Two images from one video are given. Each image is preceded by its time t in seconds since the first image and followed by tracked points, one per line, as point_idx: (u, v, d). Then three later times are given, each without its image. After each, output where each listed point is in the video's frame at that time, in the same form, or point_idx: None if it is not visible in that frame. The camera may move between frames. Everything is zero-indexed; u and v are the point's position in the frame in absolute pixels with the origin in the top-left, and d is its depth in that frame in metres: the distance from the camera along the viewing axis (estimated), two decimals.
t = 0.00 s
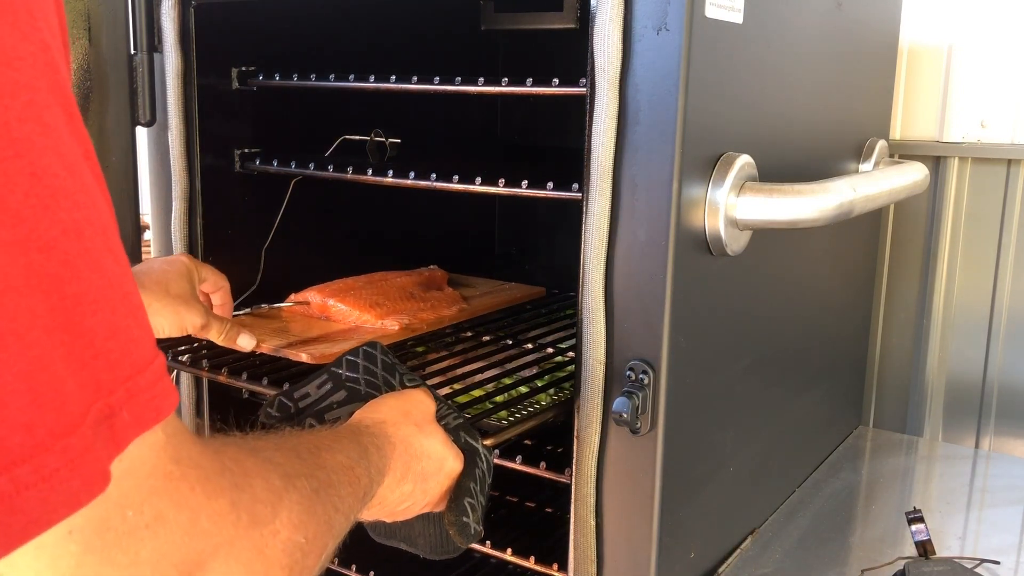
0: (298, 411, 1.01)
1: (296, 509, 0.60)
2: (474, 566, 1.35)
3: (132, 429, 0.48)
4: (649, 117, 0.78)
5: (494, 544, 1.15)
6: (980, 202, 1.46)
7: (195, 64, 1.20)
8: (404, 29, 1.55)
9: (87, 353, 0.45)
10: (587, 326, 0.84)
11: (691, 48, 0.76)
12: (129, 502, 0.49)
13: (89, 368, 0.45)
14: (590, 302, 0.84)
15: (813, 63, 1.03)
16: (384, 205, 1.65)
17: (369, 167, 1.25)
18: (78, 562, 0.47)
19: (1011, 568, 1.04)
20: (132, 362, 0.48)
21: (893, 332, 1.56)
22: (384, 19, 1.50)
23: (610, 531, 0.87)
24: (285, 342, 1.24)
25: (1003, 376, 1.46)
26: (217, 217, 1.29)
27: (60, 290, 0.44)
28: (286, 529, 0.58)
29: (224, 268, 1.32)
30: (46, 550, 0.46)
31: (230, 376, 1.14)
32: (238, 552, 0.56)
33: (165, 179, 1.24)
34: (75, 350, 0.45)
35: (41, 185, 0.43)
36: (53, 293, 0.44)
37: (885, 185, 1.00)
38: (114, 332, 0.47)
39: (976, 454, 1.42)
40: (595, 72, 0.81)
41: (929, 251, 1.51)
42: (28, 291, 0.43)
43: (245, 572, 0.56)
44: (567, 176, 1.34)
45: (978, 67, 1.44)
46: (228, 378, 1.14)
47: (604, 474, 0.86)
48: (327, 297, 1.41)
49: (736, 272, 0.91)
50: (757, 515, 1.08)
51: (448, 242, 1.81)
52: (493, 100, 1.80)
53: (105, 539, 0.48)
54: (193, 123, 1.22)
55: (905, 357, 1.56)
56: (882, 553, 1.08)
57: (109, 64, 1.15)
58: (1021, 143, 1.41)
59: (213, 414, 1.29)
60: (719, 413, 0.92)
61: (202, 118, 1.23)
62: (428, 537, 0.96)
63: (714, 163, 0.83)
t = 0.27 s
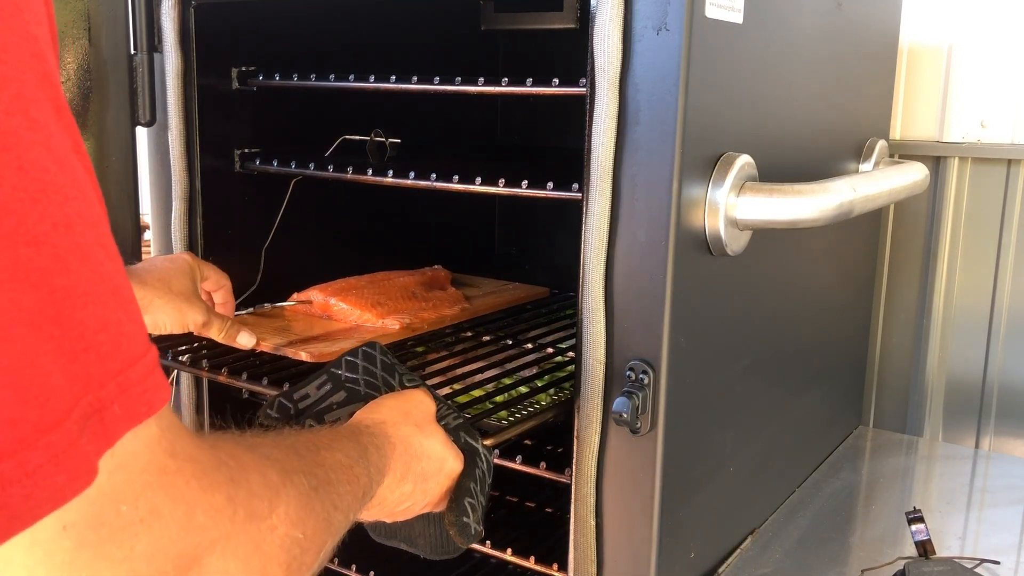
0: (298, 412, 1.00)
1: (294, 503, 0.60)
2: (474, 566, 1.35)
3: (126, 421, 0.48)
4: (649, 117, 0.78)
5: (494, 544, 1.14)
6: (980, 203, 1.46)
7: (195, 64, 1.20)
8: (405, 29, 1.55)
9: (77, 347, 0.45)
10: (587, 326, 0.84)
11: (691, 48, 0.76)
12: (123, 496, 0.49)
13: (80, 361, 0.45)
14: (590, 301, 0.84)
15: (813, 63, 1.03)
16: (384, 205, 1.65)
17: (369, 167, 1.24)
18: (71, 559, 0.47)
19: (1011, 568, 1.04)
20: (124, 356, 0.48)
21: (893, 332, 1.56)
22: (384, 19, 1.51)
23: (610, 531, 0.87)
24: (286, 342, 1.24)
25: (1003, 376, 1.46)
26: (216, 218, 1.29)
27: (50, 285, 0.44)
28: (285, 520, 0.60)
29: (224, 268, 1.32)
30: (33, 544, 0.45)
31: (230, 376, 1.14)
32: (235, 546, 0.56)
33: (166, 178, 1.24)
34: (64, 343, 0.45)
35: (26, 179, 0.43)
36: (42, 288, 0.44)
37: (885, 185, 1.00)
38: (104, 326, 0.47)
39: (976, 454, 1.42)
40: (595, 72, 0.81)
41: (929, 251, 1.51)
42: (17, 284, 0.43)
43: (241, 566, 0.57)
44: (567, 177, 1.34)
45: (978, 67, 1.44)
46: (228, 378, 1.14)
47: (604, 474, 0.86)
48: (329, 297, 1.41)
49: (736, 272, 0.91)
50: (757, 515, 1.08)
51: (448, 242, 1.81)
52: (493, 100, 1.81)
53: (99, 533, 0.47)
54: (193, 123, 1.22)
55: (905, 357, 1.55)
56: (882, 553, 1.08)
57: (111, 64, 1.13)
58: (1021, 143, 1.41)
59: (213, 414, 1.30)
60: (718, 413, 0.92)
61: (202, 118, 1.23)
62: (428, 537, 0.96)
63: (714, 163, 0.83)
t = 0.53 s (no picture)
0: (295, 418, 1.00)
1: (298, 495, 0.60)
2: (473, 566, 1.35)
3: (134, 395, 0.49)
4: (649, 117, 0.78)
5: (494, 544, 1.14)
6: (980, 203, 1.46)
7: (195, 64, 1.21)
8: (404, 29, 1.55)
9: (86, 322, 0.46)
10: (587, 326, 0.84)
11: (691, 48, 0.76)
12: (134, 472, 0.49)
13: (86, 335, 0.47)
14: (590, 302, 0.84)
15: (813, 63, 1.03)
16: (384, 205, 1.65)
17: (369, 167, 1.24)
18: (79, 541, 0.47)
19: (1011, 568, 1.04)
20: (122, 331, 0.49)
21: (893, 332, 1.56)
22: (384, 19, 1.51)
23: (610, 531, 0.87)
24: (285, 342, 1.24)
25: (1003, 376, 1.46)
26: (216, 217, 1.29)
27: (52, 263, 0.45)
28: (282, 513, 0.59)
29: (224, 268, 1.32)
30: (30, 522, 0.45)
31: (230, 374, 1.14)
32: (239, 529, 0.55)
33: (165, 181, 1.25)
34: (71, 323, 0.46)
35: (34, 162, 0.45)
36: (43, 264, 0.45)
37: (885, 185, 1.00)
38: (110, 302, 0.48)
39: (976, 454, 1.42)
40: (595, 72, 0.81)
41: (929, 251, 1.51)
42: (16, 257, 0.43)
43: (246, 550, 0.56)
44: (567, 177, 1.34)
45: (978, 67, 1.44)
46: (228, 378, 1.14)
47: (604, 475, 0.86)
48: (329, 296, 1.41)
49: (736, 272, 0.91)
50: (757, 515, 1.08)
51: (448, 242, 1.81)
52: (493, 100, 1.81)
53: (104, 512, 0.48)
54: (193, 123, 1.22)
55: (905, 357, 1.55)
56: (882, 553, 1.08)
57: (110, 62, 1.17)
58: (1021, 143, 1.41)
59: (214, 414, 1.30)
60: (719, 413, 0.92)
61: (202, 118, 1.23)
62: (418, 549, 0.95)
63: (714, 163, 0.83)
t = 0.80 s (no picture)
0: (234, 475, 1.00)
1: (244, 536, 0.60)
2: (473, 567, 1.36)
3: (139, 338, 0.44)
4: (649, 116, 0.78)
5: (494, 544, 1.14)
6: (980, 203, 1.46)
7: (195, 64, 1.21)
8: (404, 28, 1.55)
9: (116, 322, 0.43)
10: (587, 326, 0.84)
11: (691, 48, 0.76)
12: (146, 487, 0.45)
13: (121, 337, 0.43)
14: (590, 302, 0.84)
15: (813, 63, 1.03)
16: (384, 204, 1.65)
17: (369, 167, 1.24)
18: (66, 532, 0.40)
19: (1011, 568, 1.04)
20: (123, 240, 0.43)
21: (893, 332, 1.56)
22: (384, 19, 1.50)
23: (610, 531, 0.87)
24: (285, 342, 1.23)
25: (1003, 376, 1.46)
26: (216, 217, 1.29)
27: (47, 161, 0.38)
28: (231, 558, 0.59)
29: (224, 268, 1.32)
30: None
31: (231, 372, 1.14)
32: None
33: (165, 182, 1.24)
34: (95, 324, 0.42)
35: (51, 156, 0.38)
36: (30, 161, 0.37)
37: (885, 186, 1.00)
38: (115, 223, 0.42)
39: (976, 454, 1.42)
40: (595, 72, 0.81)
41: (929, 251, 1.51)
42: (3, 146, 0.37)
43: None
44: (567, 176, 1.34)
45: (978, 67, 1.44)
46: (228, 379, 1.13)
47: (604, 475, 0.86)
48: (329, 297, 1.40)
49: (736, 272, 0.91)
50: (757, 515, 1.08)
51: (448, 242, 1.81)
52: (493, 100, 1.81)
53: (98, 490, 0.41)
54: (193, 123, 1.23)
55: (905, 357, 1.55)
56: (882, 552, 1.08)
57: (110, 62, 1.19)
58: (1022, 143, 1.41)
59: (214, 414, 1.30)
60: (718, 413, 0.92)
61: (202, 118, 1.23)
62: None
63: (714, 163, 0.83)
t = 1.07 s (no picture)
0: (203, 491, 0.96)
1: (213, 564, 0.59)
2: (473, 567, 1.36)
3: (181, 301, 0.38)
4: (649, 117, 0.78)
5: (494, 544, 1.14)
6: (980, 203, 1.46)
7: (195, 64, 1.21)
8: (404, 28, 1.55)
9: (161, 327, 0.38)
10: (587, 326, 0.84)
11: (691, 48, 0.76)
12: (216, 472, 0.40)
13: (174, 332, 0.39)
14: (590, 302, 0.84)
15: (813, 64, 1.03)
16: (384, 204, 1.65)
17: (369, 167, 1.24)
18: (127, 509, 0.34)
19: (1011, 568, 1.04)
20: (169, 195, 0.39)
21: (893, 332, 1.56)
22: (384, 19, 1.50)
23: (610, 531, 0.87)
24: (285, 342, 1.23)
25: (1003, 376, 1.46)
26: (216, 217, 1.29)
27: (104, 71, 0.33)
28: None
29: (224, 268, 1.32)
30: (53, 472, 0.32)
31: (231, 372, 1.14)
32: None
33: (165, 181, 1.25)
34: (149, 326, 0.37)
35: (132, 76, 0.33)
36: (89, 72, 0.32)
37: (884, 186, 1.00)
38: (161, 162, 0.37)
39: (976, 454, 1.42)
40: (595, 72, 0.81)
41: (929, 251, 1.51)
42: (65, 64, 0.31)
43: None
44: (567, 176, 1.34)
45: (978, 67, 1.44)
46: (228, 379, 1.13)
47: (604, 475, 0.86)
48: (329, 297, 1.40)
49: (737, 272, 0.91)
50: (757, 515, 1.08)
51: (448, 242, 1.82)
52: (493, 100, 1.81)
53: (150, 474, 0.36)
54: (192, 123, 1.23)
55: (905, 357, 1.55)
56: (882, 553, 1.08)
57: (110, 63, 1.20)
58: (1022, 143, 1.41)
59: (214, 414, 1.30)
60: (719, 413, 0.92)
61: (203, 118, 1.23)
62: None
63: (714, 163, 0.83)
